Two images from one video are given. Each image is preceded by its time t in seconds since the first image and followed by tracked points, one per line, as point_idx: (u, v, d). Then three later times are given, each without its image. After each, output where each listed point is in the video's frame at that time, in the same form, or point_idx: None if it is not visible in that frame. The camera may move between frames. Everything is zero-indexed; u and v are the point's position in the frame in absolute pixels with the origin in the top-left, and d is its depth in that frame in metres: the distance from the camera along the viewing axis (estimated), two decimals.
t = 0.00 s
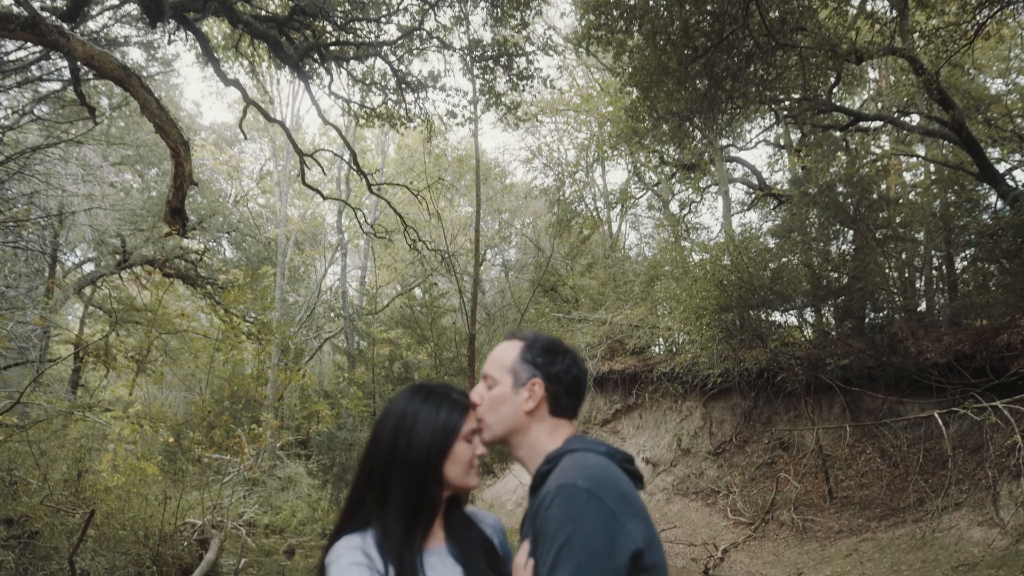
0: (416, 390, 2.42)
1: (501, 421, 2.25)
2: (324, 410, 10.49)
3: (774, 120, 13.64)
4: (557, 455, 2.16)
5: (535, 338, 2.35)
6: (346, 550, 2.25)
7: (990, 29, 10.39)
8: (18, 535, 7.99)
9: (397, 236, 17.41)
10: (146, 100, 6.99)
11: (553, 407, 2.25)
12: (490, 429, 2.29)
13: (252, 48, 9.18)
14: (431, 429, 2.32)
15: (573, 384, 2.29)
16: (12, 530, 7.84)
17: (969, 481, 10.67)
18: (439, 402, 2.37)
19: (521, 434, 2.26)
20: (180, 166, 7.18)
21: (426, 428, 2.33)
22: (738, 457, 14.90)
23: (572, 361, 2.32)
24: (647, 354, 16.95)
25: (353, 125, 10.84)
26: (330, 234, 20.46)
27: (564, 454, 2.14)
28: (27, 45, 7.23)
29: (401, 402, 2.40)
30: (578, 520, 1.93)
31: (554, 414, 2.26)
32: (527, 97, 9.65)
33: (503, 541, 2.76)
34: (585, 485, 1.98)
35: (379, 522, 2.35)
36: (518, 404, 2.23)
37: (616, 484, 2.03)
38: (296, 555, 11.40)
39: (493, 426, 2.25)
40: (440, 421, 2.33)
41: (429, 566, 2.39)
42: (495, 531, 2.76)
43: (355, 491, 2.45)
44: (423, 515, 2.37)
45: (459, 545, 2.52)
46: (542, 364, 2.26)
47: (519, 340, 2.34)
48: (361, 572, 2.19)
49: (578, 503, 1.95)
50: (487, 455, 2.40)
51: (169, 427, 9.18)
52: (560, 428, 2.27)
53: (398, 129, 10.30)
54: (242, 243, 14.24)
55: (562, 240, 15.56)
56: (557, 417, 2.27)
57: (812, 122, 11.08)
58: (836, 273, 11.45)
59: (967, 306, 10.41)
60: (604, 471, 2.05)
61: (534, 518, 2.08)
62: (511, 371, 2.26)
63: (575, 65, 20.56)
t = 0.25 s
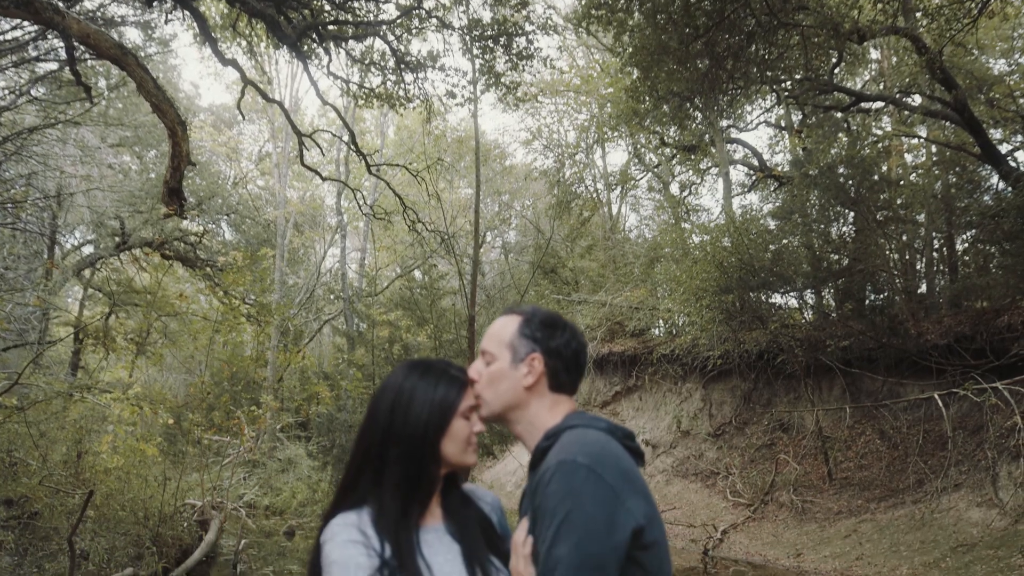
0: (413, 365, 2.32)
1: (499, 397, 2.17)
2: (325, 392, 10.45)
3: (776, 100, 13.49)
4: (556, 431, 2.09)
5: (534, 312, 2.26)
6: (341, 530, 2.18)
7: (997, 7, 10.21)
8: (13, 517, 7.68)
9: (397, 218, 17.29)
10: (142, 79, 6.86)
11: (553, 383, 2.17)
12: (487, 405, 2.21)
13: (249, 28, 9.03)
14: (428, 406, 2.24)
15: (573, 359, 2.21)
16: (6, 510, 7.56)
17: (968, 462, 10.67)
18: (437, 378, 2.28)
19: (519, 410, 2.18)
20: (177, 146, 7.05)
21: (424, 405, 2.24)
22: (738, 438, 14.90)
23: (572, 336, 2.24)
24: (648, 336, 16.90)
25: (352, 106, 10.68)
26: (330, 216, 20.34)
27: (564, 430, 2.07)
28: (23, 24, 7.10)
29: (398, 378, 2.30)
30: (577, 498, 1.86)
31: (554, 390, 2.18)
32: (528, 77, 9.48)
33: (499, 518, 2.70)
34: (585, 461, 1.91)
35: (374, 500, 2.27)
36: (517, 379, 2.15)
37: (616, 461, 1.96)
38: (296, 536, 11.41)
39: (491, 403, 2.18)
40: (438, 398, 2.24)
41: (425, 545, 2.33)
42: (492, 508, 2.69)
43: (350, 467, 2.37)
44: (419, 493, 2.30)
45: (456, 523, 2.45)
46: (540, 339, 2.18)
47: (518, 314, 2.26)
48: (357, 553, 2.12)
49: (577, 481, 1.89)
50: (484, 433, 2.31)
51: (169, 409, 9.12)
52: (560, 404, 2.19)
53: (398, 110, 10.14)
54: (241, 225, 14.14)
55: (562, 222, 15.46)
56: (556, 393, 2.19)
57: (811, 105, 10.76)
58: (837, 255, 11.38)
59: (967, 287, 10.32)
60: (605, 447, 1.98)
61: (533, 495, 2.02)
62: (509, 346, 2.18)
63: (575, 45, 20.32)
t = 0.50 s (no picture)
0: (410, 341, 2.24)
1: (498, 374, 2.11)
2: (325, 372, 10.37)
3: (778, 81, 13.31)
4: (557, 408, 2.02)
5: (534, 287, 2.18)
6: (337, 507, 2.10)
7: None
8: (13, 497, 7.28)
9: (396, 199, 17.14)
10: (140, 58, 6.72)
11: (553, 359, 2.11)
12: (486, 383, 2.15)
13: (245, 6, 8.86)
14: (426, 382, 2.16)
15: (574, 334, 2.14)
16: (7, 490, 7.20)
17: (968, 443, 10.65)
18: (435, 354, 2.21)
19: (518, 387, 2.12)
20: (175, 125, 6.92)
21: (421, 381, 2.16)
22: (738, 420, 14.89)
23: (572, 311, 2.16)
24: (648, 318, 16.83)
25: (351, 86, 10.50)
26: (330, 197, 20.18)
27: (565, 407, 2.00)
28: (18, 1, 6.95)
29: (395, 353, 2.22)
30: (578, 475, 1.81)
31: (554, 367, 2.11)
32: (528, 57, 9.31)
33: (499, 496, 2.60)
34: (586, 438, 1.86)
35: (371, 477, 2.19)
36: (516, 356, 2.09)
37: (618, 438, 1.90)
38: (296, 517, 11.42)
39: (490, 380, 2.11)
40: (436, 375, 2.17)
41: (423, 523, 2.24)
42: (492, 487, 2.59)
43: (346, 444, 2.28)
44: (416, 471, 2.21)
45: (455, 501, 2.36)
46: (540, 314, 2.11)
47: (517, 290, 2.18)
48: (353, 531, 2.05)
49: (578, 458, 1.83)
50: (483, 410, 2.24)
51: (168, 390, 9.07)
52: (560, 381, 2.13)
53: (398, 90, 9.97)
54: (240, 206, 14.03)
55: (562, 203, 15.33)
56: (557, 369, 2.12)
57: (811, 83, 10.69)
58: (837, 237, 11.27)
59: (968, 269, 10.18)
60: (606, 425, 1.92)
61: (532, 474, 1.96)
62: (508, 322, 2.11)
63: (576, 25, 20.06)
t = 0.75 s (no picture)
0: (408, 317, 2.17)
1: (498, 352, 2.05)
2: (324, 354, 10.30)
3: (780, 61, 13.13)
4: (558, 387, 1.96)
5: (534, 263, 2.11)
6: (335, 486, 2.04)
7: None
8: (14, 478, 7.23)
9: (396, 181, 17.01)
10: (136, 37, 6.60)
11: (554, 336, 2.04)
12: (486, 361, 2.09)
13: None
14: (424, 361, 2.09)
15: (576, 311, 2.07)
16: (8, 471, 7.17)
17: (968, 424, 10.64)
18: (434, 332, 2.13)
19: (519, 365, 2.06)
20: (173, 106, 6.82)
21: (420, 360, 2.09)
22: (738, 401, 14.88)
23: (573, 287, 2.09)
24: (648, 300, 16.77)
25: (350, 67, 10.34)
26: (330, 179, 20.06)
27: (566, 386, 1.94)
28: None
29: (393, 331, 2.15)
30: (580, 455, 1.75)
31: (555, 344, 2.05)
32: (529, 37, 9.15)
33: (500, 476, 2.52)
34: (588, 417, 1.79)
35: (368, 456, 2.12)
36: (517, 334, 2.03)
37: (621, 417, 1.84)
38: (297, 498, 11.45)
39: (490, 359, 2.05)
40: (435, 353, 2.10)
41: (422, 503, 2.18)
42: (492, 466, 2.51)
43: (342, 422, 2.21)
44: (414, 452, 2.15)
45: (454, 480, 2.28)
46: (540, 291, 2.04)
47: (517, 267, 2.11)
48: (351, 512, 1.99)
49: (580, 437, 1.77)
50: (483, 389, 2.17)
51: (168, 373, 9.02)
52: (562, 359, 2.06)
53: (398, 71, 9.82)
54: (239, 188, 13.95)
55: (563, 185, 15.20)
56: (558, 347, 2.05)
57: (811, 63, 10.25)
58: (838, 219, 11.12)
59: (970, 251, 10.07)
60: (609, 403, 1.86)
61: (533, 453, 1.90)
62: (508, 300, 2.05)
63: (576, 5, 19.79)
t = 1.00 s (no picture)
0: (407, 295, 2.10)
1: (499, 331, 1.99)
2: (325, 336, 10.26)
3: (783, 41, 12.97)
4: (560, 365, 1.90)
5: (535, 239, 2.05)
6: (332, 465, 1.95)
7: None
8: (14, 459, 6.88)
9: (396, 162, 16.88)
10: (132, 14, 6.49)
11: (556, 314, 1.98)
12: (487, 340, 2.03)
13: None
14: (424, 338, 2.02)
15: (578, 288, 2.01)
16: (9, 453, 6.84)
17: (969, 406, 10.63)
18: (434, 309, 2.07)
19: (520, 344, 2.00)
20: (171, 85, 6.72)
21: (419, 337, 2.03)
22: (738, 383, 14.87)
23: (575, 263, 2.03)
24: (649, 281, 16.72)
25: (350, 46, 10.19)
26: (330, 161, 19.91)
27: (569, 364, 1.89)
28: None
29: (392, 308, 2.08)
30: (583, 434, 1.69)
31: (557, 322, 1.99)
32: (529, 16, 9.00)
33: (500, 458, 2.45)
34: (592, 396, 1.74)
35: (367, 435, 2.04)
36: (518, 312, 1.97)
37: (625, 395, 1.78)
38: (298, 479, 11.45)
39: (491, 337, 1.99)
40: (435, 331, 2.04)
41: (421, 483, 2.09)
42: (492, 447, 2.43)
43: (340, 401, 2.14)
44: (414, 431, 2.08)
45: (454, 460, 2.20)
46: (542, 268, 1.98)
47: (517, 243, 2.05)
48: (349, 490, 1.89)
49: (583, 416, 1.71)
50: (484, 368, 2.11)
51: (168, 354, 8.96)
52: (564, 337, 2.00)
53: (397, 51, 9.68)
54: (239, 169, 13.86)
55: (564, 166, 15.08)
56: (560, 325, 2.00)
57: (812, 44, 9.88)
58: (840, 200, 11.06)
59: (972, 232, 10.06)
60: (612, 382, 1.80)
61: (535, 432, 1.85)
62: (508, 277, 1.98)
63: None
